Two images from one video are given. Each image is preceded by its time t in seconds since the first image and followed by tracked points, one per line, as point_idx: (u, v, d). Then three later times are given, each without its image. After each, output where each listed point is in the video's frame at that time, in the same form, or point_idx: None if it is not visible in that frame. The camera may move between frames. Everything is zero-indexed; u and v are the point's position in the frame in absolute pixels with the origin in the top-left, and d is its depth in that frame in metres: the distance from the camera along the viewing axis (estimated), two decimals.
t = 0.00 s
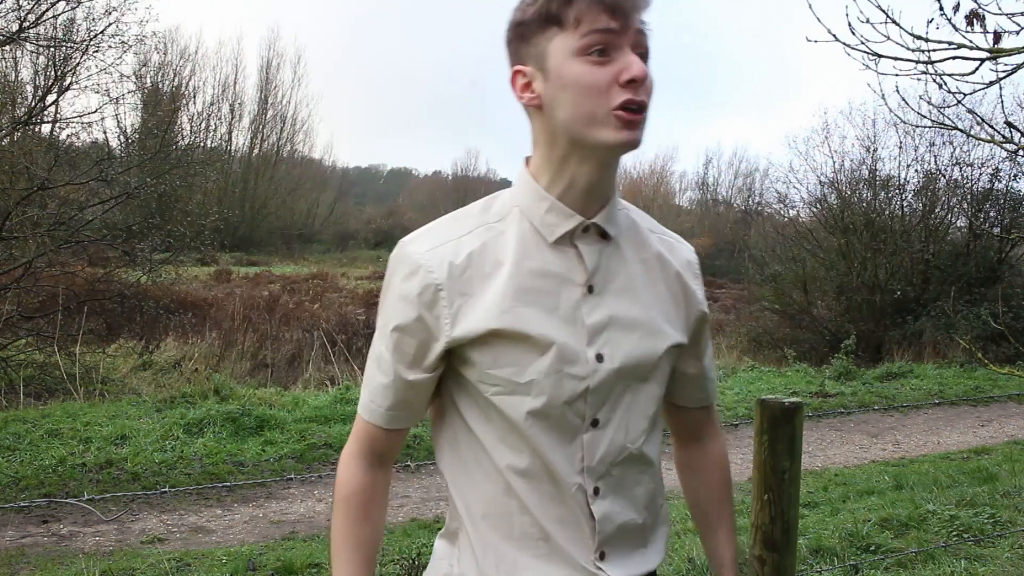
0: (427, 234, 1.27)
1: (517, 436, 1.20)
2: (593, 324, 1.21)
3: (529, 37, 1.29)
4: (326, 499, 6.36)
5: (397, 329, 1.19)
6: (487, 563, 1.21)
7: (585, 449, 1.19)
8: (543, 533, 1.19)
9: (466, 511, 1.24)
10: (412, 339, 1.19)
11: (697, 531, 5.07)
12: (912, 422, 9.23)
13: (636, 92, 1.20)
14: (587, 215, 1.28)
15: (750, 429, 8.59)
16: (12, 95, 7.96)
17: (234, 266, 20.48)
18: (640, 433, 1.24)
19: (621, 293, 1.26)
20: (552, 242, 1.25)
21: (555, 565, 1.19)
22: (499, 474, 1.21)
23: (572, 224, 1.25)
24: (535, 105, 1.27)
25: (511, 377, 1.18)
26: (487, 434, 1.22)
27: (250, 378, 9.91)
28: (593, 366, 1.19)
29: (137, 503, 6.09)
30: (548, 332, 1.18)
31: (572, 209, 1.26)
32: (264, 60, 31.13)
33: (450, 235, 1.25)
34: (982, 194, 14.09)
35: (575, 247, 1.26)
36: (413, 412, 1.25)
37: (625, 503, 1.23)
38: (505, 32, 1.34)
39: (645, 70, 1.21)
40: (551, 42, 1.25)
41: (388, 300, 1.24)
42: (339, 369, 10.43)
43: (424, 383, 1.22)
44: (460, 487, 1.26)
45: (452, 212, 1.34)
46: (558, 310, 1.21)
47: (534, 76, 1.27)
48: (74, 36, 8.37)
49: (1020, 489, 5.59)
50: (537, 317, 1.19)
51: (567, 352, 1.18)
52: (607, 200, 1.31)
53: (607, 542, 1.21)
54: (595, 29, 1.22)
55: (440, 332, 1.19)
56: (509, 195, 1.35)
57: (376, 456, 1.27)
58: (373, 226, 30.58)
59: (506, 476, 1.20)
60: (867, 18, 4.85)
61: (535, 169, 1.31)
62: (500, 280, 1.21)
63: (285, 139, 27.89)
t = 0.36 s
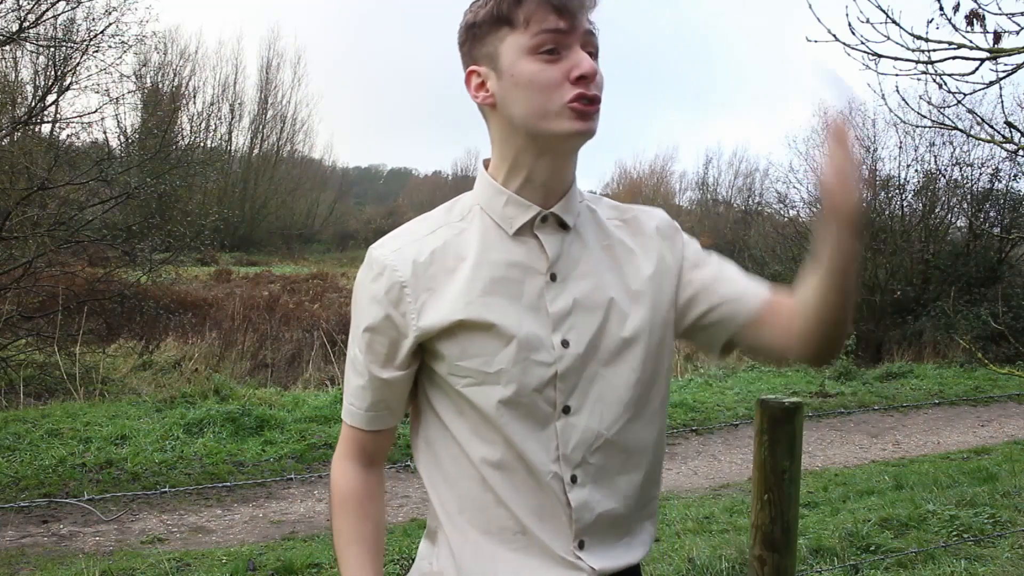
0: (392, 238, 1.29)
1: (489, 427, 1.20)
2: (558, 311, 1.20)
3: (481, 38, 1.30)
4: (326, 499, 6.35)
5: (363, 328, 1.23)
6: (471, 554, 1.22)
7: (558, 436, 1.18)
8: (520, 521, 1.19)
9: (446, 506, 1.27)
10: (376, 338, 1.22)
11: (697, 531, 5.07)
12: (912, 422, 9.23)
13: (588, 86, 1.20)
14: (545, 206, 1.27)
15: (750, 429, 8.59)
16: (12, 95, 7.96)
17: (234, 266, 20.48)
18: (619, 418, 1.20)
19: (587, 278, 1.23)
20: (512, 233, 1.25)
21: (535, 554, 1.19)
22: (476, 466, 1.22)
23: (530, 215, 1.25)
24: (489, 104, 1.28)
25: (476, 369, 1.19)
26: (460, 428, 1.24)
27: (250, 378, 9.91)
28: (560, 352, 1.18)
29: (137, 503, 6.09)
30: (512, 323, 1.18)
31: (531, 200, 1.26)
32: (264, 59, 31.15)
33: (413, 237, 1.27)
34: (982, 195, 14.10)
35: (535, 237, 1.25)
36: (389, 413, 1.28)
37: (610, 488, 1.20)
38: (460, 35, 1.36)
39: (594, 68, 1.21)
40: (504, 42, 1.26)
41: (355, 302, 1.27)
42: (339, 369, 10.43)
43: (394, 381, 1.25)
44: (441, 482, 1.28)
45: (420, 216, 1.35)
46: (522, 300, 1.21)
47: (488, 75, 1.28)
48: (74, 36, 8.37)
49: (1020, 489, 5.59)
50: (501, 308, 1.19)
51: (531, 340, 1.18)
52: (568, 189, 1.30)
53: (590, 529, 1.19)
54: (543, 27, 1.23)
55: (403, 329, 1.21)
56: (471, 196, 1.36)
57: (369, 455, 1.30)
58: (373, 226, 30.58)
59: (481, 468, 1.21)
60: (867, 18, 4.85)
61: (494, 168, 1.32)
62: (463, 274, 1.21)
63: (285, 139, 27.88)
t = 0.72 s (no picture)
0: (393, 237, 1.37)
1: (490, 416, 1.27)
2: (556, 304, 1.28)
3: (496, 38, 1.35)
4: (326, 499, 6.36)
5: (363, 321, 1.32)
6: (468, 541, 1.27)
7: (558, 422, 1.26)
8: (520, 509, 1.25)
9: (444, 498, 1.33)
10: (378, 330, 1.30)
11: (697, 531, 5.07)
12: (912, 422, 9.23)
13: (595, 97, 1.25)
14: (547, 206, 1.35)
15: (750, 429, 8.59)
16: (12, 94, 7.96)
17: (234, 266, 20.48)
18: (614, 399, 1.29)
19: (582, 274, 1.32)
20: (513, 232, 1.33)
21: (533, 539, 1.24)
22: (476, 456, 1.28)
23: (533, 214, 1.32)
24: (500, 105, 1.33)
25: (478, 360, 1.27)
26: (459, 420, 1.31)
27: (250, 378, 9.91)
28: (562, 341, 1.26)
29: (137, 503, 6.09)
30: (511, 316, 1.26)
31: (531, 199, 1.33)
32: (264, 59, 31.12)
33: (413, 235, 1.35)
34: (982, 195, 14.10)
35: (536, 235, 1.33)
36: (383, 403, 1.36)
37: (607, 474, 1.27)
38: (474, 30, 1.40)
39: (606, 75, 1.26)
40: (516, 45, 1.31)
41: (354, 296, 1.35)
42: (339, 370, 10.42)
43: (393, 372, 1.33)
44: (438, 475, 1.35)
45: (420, 216, 1.44)
46: (523, 296, 1.29)
47: (501, 77, 1.33)
48: (74, 36, 8.37)
49: (1020, 489, 5.59)
50: (501, 302, 1.27)
51: (532, 332, 1.25)
52: (566, 192, 1.36)
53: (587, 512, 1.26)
54: (557, 32, 1.27)
55: (402, 323, 1.28)
56: (467, 198, 1.44)
57: (357, 439, 1.39)
58: (373, 226, 30.53)
59: (482, 457, 1.27)
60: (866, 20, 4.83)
61: (497, 166, 1.39)
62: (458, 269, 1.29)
63: (285, 139, 27.86)
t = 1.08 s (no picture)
0: (400, 238, 1.44)
1: (483, 418, 1.32)
2: (548, 309, 1.30)
3: (506, 37, 1.35)
4: (326, 499, 6.35)
5: (370, 320, 1.40)
6: (464, 534, 1.33)
7: (547, 426, 1.28)
8: (511, 508, 1.29)
9: (447, 492, 1.39)
10: (382, 332, 1.38)
11: (697, 530, 5.07)
12: (912, 422, 9.23)
13: (599, 112, 1.26)
14: (546, 208, 1.37)
15: (750, 429, 8.59)
16: (12, 95, 7.96)
17: (234, 266, 20.48)
18: (608, 402, 1.28)
19: (577, 277, 1.32)
20: (509, 235, 1.36)
21: (525, 538, 1.27)
22: (471, 455, 1.34)
23: (528, 217, 1.35)
24: (504, 106, 1.35)
25: (469, 363, 1.31)
26: (458, 419, 1.36)
27: (250, 378, 9.91)
28: (549, 348, 1.27)
29: (137, 503, 6.09)
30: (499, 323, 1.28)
31: (528, 203, 1.36)
32: (264, 59, 31.09)
33: (417, 235, 1.41)
34: (982, 195, 14.10)
35: (532, 238, 1.35)
36: (391, 400, 1.45)
37: (599, 479, 1.26)
38: (487, 21, 1.40)
39: (611, 95, 1.26)
40: (525, 49, 1.31)
41: (364, 296, 1.43)
42: (339, 370, 10.42)
43: (398, 371, 1.41)
44: (443, 469, 1.42)
45: (433, 213, 1.49)
46: (516, 300, 1.31)
47: (506, 78, 1.34)
48: (74, 36, 8.37)
49: (1020, 489, 5.59)
50: (491, 307, 1.30)
51: (520, 338, 1.27)
52: (568, 193, 1.37)
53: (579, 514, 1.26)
54: (566, 42, 1.27)
55: (400, 326, 1.34)
56: (474, 195, 1.48)
57: (379, 431, 1.50)
58: (372, 227, 30.52)
59: (476, 457, 1.33)
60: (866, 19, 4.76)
61: (500, 165, 1.41)
62: (451, 273, 1.33)
63: (285, 139, 27.85)
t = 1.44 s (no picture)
0: (404, 238, 1.47)
1: (480, 419, 1.33)
2: (544, 313, 1.31)
3: (500, 39, 1.38)
4: (326, 499, 6.35)
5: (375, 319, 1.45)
6: (458, 530, 1.35)
7: (544, 429, 1.28)
8: (507, 507, 1.30)
9: (445, 490, 1.41)
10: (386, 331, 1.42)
11: (697, 531, 5.07)
12: (912, 422, 9.22)
13: (597, 103, 1.28)
14: (547, 211, 1.38)
15: (750, 429, 8.59)
16: (12, 95, 7.97)
17: (234, 266, 20.48)
18: (605, 406, 1.28)
19: (576, 280, 1.33)
20: (509, 238, 1.37)
21: (519, 537, 1.28)
22: (469, 455, 1.35)
23: (528, 220, 1.36)
24: (502, 106, 1.38)
25: (465, 363, 1.33)
26: (457, 419, 1.38)
27: (250, 378, 9.91)
28: (544, 351, 1.27)
29: (137, 503, 6.10)
30: (496, 325, 1.31)
31: (528, 206, 1.37)
32: (264, 59, 31.08)
33: (420, 236, 1.44)
34: (982, 195, 14.10)
35: (531, 242, 1.37)
36: (392, 394, 1.49)
37: (592, 482, 1.26)
38: (482, 27, 1.43)
39: (606, 83, 1.27)
40: (519, 48, 1.34)
41: (371, 296, 1.48)
42: (339, 370, 10.43)
43: (400, 368, 1.45)
44: (443, 467, 1.43)
45: (439, 212, 1.51)
46: (514, 303, 1.33)
47: (503, 78, 1.37)
48: (74, 36, 8.37)
49: (1020, 489, 5.58)
50: (490, 309, 1.32)
51: (515, 339, 1.29)
52: (571, 193, 1.38)
53: (574, 517, 1.26)
54: (559, 38, 1.30)
55: (400, 325, 1.38)
56: (479, 197, 1.48)
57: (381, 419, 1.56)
58: (372, 226, 30.52)
59: (473, 457, 1.34)
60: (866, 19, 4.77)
61: (502, 167, 1.43)
62: (449, 272, 1.36)
63: (285, 139, 27.85)
